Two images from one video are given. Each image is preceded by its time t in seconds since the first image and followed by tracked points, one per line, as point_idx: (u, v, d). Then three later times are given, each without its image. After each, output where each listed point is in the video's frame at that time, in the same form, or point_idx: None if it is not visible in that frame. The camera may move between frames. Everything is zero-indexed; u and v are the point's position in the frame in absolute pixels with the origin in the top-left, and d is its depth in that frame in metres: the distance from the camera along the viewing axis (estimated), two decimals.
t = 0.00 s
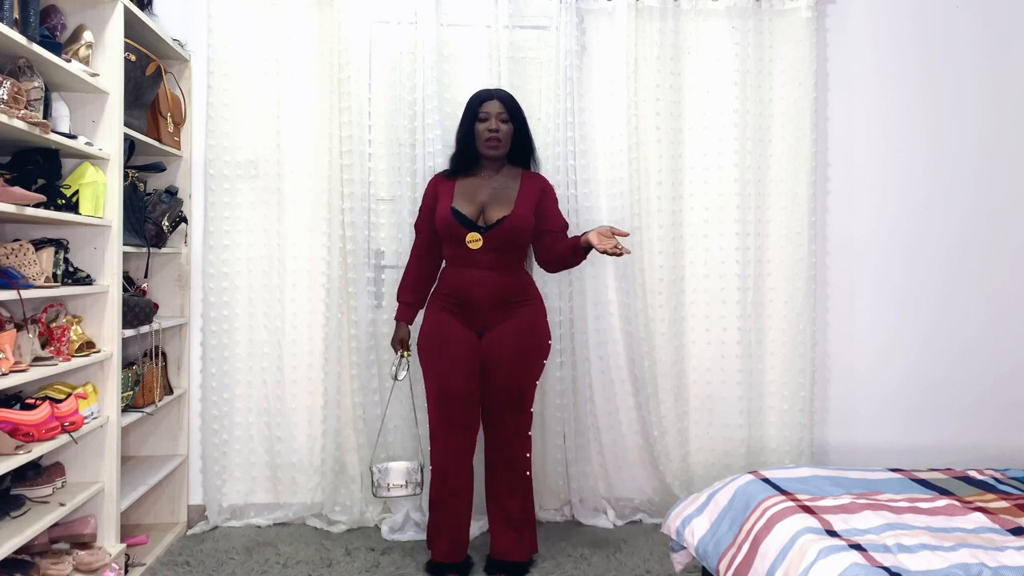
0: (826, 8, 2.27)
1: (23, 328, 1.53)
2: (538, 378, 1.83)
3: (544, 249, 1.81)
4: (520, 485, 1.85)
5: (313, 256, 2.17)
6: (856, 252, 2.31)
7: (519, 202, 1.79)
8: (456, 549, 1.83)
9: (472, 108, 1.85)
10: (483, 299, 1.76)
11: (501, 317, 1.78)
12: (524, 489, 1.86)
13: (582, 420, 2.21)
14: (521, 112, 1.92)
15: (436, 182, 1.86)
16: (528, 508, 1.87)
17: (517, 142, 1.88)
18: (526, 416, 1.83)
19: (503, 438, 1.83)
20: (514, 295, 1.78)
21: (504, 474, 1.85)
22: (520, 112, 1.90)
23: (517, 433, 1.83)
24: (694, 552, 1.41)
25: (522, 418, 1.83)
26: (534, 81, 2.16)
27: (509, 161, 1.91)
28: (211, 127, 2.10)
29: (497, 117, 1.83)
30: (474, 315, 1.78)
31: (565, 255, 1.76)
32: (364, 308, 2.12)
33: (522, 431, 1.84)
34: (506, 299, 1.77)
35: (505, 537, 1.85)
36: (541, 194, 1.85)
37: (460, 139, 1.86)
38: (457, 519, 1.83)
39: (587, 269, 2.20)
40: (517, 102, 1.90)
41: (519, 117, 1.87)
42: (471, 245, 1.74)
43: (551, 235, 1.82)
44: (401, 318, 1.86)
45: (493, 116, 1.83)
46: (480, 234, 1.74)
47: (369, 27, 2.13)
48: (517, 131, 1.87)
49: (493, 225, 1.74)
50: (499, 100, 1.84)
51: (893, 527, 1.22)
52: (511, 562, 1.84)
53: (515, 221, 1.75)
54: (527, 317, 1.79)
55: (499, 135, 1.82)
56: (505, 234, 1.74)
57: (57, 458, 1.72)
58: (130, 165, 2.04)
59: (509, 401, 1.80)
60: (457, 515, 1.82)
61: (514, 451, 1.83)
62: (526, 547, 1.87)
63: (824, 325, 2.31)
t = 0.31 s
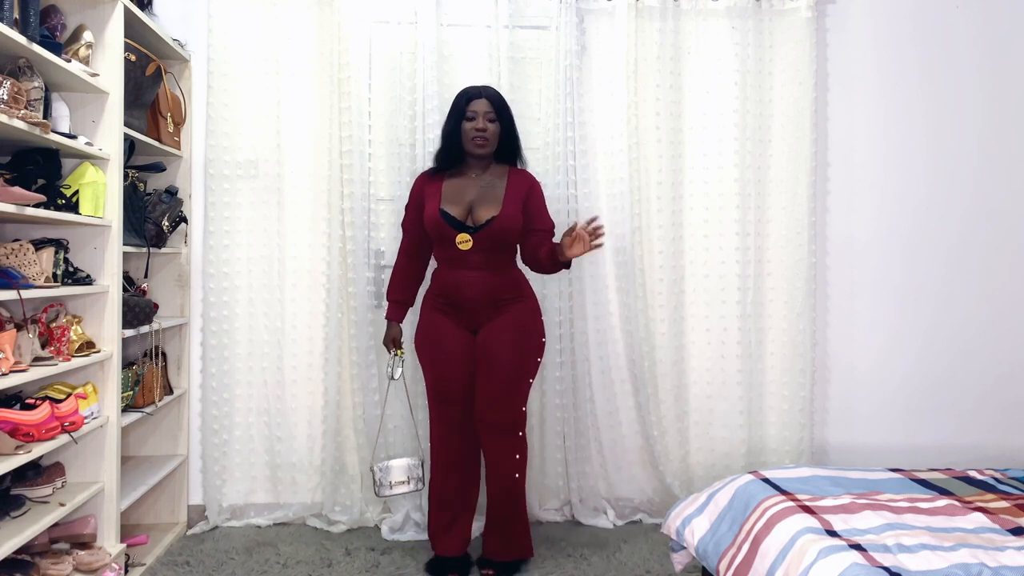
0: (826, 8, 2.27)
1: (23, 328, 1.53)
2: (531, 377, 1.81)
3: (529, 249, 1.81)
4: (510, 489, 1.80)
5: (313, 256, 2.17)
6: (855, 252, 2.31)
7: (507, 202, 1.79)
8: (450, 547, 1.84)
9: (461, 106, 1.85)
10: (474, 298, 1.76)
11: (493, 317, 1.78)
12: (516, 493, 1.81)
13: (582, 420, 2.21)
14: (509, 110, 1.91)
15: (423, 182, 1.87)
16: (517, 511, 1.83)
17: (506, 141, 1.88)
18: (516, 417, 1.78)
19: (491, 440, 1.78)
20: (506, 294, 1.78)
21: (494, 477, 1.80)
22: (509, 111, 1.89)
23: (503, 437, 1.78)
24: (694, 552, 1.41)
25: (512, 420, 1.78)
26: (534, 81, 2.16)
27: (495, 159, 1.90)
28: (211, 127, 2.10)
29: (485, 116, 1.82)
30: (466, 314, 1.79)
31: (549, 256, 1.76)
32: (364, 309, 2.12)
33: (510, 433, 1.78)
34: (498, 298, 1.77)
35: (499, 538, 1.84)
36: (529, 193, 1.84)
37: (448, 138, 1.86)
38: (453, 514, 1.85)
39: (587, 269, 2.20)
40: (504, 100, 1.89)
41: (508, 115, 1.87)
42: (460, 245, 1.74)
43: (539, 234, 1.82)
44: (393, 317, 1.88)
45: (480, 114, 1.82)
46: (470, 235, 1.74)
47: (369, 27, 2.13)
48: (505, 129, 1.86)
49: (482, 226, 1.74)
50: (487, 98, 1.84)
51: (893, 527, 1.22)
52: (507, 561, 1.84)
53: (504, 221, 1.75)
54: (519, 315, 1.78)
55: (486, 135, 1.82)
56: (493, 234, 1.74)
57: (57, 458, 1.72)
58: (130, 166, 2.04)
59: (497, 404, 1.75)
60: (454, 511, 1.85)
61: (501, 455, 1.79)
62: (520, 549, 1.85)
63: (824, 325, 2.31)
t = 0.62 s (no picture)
0: (826, 8, 2.27)
1: (23, 328, 1.53)
2: (534, 378, 1.80)
3: (538, 250, 1.81)
4: (511, 489, 1.81)
5: (313, 256, 2.17)
6: (856, 252, 2.31)
7: (513, 202, 1.79)
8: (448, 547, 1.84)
9: (470, 109, 1.85)
10: (477, 297, 1.76)
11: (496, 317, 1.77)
12: (517, 493, 1.82)
13: (582, 420, 2.21)
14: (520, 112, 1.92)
15: (433, 184, 1.89)
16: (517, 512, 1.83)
17: (516, 143, 1.88)
18: (518, 418, 1.78)
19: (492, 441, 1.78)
20: (510, 294, 1.78)
21: (495, 478, 1.80)
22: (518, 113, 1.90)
23: (506, 438, 1.78)
24: (694, 552, 1.41)
25: (514, 421, 1.78)
26: (534, 81, 2.16)
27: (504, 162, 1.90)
28: (211, 127, 2.10)
29: (494, 119, 1.83)
30: (470, 313, 1.79)
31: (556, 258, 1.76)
32: (364, 309, 2.12)
33: (512, 434, 1.78)
34: (501, 298, 1.77)
35: (497, 541, 1.81)
36: (538, 195, 1.84)
37: (458, 140, 1.87)
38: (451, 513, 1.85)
39: (587, 269, 2.20)
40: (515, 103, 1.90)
41: (517, 117, 1.87)
42: (465, 244, 1.76)
43: (549, 236, 1.81)
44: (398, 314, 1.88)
45: (490, 118, 1.83)
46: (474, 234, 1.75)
47: (369, 28, 2.13)
48: (515, 131, 1.86)
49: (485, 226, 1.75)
50: (496, 100, 1.85)
51: (893, 527, 1.22)
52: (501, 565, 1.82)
53: (508, 220, 1.75)
54: (523, 316, 1.77)
55: (496, 139, 1.83)
56: (497, 233, 1.75)
57: (57, 458, 1.72)
58: (130, 166, 2.04)
59: (497, 404, 1.76)
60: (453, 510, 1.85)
61: (503, 456, 1.79)
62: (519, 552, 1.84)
63: (824, 325, 2.31)
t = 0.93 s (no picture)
0: (826, 8, 2.27)
1: (23, 328, 1.53)
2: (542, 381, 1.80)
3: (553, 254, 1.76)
4: (516, 490, 1.80)
5: (313, 256, 2.17)
6: (856, 252, 2.31)
7: (526, 206, 1.78)
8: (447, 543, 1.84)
9: (489, 115, 1.87)
10: (489, 298, 1.79)
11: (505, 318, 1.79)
12: (521, 494, 1.82)
13: (582, 420, 2.21)
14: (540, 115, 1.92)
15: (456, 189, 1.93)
16: (521, 513, 1.83)
17: (535, 147, 1.88)
18: (523, 420, 1.78)
19: (498, 440, 1.79)
20: (521, 296, 1.79)
21: (499, 477, 1.80)
22: (539, 115, 1.89)
23: (511, 438, 1.79)
24: (694, 552, 1.41)
25: (516, 422, 1.78)
26: (534, 81, 2.16)
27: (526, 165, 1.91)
28: (211, 127, 2.10)
29: (512, 124, 1.84)
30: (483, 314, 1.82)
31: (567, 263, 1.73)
32: (364, 308, 2.12)
33: (518, 436, 1.79)
34: (512, 299, 1.78)
35: (497, 540, 1.81)
36: (554, 197, 1.81)
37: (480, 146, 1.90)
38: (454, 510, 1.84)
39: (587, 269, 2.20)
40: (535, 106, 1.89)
41: (536, 121, 1.87)
42: (476, 247, 1.79)
43: (565, 241, 1.75)
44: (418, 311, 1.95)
45: (507, 123, 1.84)
46: (485, 238, 1.77)
47: (369, 28, 2.13)
48: (535, 136, 1.87)
49: (496, 230, 1.76)
50: (515, 105, 1.85)
51: (893, 527, 1.22)
52: (499, 564, 1.81)
53: (519, 224, 1.75)
54: (533, 318, 1.78)
55: (513, 144, 1.83)
56: (507, 237, 1.75)
57: (57, 458, 1.72)
58: (130, 166, 2.04)
59: (503, 404, 1.77)
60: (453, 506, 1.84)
61: (509, 456, 1.79)
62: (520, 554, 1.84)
63: (824, 325, 2.31)
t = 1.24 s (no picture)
0: (826, 8, 2.27)
1: (23, 328, 1.53)
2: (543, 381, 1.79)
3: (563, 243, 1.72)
4: (516, 491, 1.80)
5: (313, 256, 2.17)
6: (856, 252, 2.31)
7: (526, 202, 1.78)
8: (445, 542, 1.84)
9: (492, 117, 1.88)
10: (490, 296, 1.79)
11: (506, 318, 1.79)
12: (522, 495, 1.81)
13: (582, 420, 2.21)
14: (542, 115, 1.93)
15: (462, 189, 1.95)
16: (521, 514, 1.82)
17: (538, 147, 1.89)
18: (523, 420, 1.78)
19: (499, 439, 1.80)
20: (522, 295, 1.79)
21: (499, 477, 1.80)
22: (541, 116, 1.91)
23: (511, 439, 1.79)
24: (694, 552, 1.41)
25: (516, 422, 1.78)
26: (534, 81, 2.17)
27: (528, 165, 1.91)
28: (211, 127, 2.09)
29: (515, 124, 1.85)
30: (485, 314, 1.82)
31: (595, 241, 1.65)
32: (364, 309, 2.12)
33: (518, 436, 1.79)
34: (513, 298, 1.78)
35: (498, 540, 1.82)
36: (557, 192, 1.80)
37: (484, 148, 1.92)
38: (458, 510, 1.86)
39: (587, 269, 2.21)
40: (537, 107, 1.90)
41: (539, 121, 1.88)
42: (477, 245, 1.80)
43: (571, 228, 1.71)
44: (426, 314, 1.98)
45: (510, 123, 1.85)
46: (485, 235, 1.78)
47: (369, 28, 2.13)
48: (538, 134, 1.88)
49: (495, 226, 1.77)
50: (517, 106, 1.86)
51: (893, 527, 1.22)
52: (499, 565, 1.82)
53: (518, 221, 1.75)
54: (533, 317, 1.78)
55: (517, 144, 1.85)
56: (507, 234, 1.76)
57: (57, 458, 1.72)
58: (130, 166, 2.04)
59: (503, 404, 1.78)
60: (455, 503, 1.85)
61: (509, 456, 1.79)
62: (520, 555, 1.83)
63: (824, 325, 2.31)
